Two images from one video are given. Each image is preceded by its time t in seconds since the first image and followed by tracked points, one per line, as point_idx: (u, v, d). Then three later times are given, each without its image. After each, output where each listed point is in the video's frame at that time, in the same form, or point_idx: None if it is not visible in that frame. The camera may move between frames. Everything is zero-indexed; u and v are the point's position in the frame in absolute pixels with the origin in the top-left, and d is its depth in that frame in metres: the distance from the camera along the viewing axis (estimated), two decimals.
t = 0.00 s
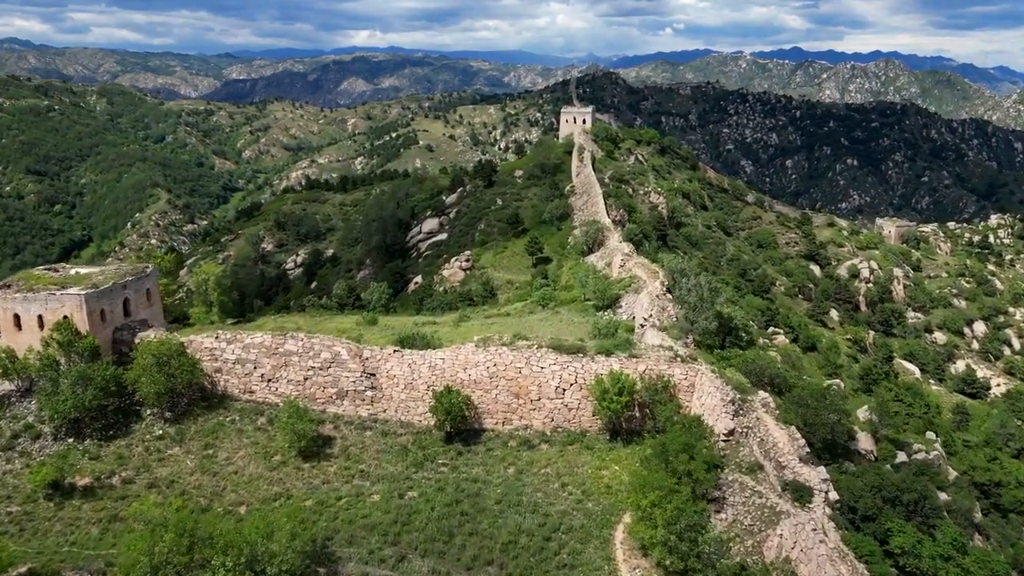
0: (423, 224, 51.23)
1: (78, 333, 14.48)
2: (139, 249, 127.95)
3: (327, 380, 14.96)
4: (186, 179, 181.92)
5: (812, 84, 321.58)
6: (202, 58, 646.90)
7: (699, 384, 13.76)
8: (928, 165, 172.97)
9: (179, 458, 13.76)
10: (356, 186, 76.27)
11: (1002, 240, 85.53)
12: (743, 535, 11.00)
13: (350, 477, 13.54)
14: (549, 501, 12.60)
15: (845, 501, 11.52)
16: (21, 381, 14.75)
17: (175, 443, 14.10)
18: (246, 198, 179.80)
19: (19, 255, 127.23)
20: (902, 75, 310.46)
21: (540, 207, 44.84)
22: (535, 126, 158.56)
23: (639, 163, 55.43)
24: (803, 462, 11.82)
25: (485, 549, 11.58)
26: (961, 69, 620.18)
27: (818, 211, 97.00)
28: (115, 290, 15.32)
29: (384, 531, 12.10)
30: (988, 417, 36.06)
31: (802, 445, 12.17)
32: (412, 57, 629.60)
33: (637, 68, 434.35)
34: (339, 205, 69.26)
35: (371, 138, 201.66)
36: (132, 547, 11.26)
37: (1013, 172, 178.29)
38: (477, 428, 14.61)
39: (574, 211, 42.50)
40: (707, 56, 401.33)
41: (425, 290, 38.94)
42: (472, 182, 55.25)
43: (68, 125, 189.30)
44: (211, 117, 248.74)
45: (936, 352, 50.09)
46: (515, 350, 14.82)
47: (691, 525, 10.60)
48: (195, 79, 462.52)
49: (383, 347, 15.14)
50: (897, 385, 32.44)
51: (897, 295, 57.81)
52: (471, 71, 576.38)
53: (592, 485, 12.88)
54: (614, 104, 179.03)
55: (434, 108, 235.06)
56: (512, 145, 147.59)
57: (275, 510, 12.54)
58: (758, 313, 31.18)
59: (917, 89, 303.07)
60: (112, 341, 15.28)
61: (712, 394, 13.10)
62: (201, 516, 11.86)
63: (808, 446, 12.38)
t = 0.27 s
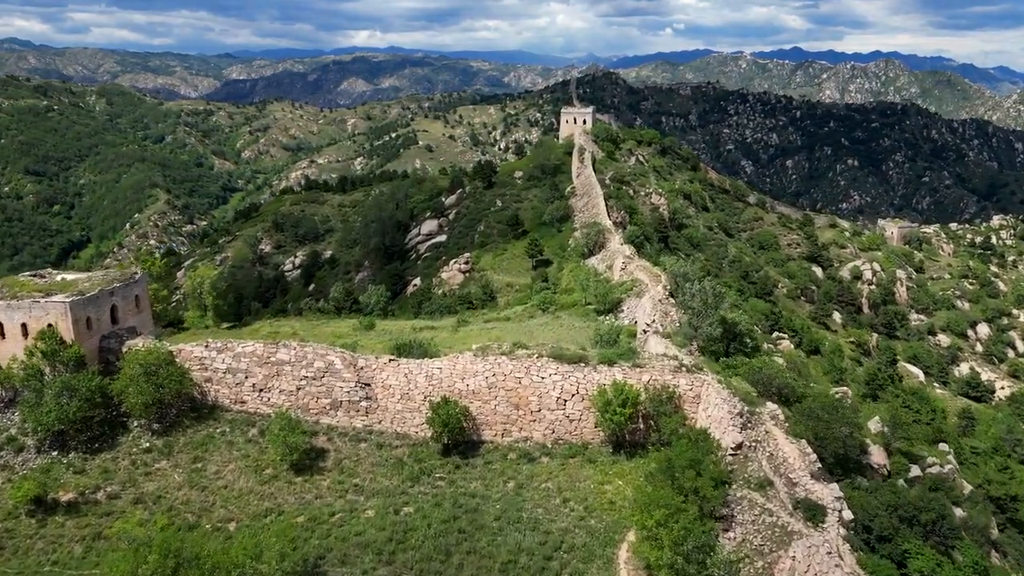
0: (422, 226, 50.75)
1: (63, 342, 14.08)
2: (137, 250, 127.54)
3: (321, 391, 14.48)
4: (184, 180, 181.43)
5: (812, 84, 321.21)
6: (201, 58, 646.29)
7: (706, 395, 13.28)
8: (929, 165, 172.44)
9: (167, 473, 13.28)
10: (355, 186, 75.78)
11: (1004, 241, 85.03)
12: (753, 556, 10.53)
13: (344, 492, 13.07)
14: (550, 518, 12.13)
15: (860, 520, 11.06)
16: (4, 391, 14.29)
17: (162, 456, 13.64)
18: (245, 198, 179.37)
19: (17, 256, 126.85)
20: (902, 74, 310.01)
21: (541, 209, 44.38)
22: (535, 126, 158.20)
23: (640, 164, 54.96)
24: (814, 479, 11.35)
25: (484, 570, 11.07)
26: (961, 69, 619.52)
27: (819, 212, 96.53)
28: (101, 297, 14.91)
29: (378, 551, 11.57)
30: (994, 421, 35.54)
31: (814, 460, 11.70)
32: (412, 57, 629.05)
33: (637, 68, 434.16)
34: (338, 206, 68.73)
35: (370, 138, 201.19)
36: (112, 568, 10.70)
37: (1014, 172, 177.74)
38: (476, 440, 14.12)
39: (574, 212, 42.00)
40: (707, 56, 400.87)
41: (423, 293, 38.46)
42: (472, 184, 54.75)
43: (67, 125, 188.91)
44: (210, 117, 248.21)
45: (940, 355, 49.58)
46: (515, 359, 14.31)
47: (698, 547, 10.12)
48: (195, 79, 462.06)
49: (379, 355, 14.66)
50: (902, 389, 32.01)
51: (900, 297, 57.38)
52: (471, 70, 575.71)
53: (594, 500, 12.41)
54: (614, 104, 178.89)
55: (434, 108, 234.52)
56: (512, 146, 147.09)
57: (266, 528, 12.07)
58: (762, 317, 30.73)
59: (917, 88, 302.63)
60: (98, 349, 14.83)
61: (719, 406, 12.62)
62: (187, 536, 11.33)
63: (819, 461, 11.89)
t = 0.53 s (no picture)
0: (420, 227, 50.28)
1: (47, 350, 13.60)
2: (136, 251, 127.08)
3: (314, 402, 14.01)
4: (184, 180, 181.03)
5: (812, 84, 321.00)
6: (201, 58, 646.19)
7: (712, 406, 12.81)
8: (930, 165, 171.96)
9: (153, 487, 12.80)
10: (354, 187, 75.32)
11: (1006, 242, 84.54)
12: None
13: (337, 507, 12.58)
14: (551, 535, 11.62)
15: (874, 539, 10.63)
16: None
17: (149, 470, 13.17)
18: (244, 199, 178.90)
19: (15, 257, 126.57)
20: (902, 75, 309.66)
21: (540, 211, 43.91)
22: (535, 126, 157.91)
23: (640, 164, 54.52)
24: (827, 496, 10.88)
25: None
26: (961, 70, 619.31)
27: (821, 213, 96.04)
28: (88, 304, 14.46)
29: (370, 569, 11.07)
30: (1000, 426, 35.04)
31: (825, 475, 11.24)
32: (412, 57, 628.84)
33: (637, 68, 434.13)
34: (336, 207, 68.21)
35: (370, 138, 200.76)
36: None
37: (1015, 172, 177.27)
38: (474, 452, 13.66)
39: (574, 214, 41.51)
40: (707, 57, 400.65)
41: (422, 296, 38.03)
42: (471, 185, 54.28)
43: (66, 125, 188.51)
44: (209, 117, 247.85)
45: (943, 357, 49.09)
46: (514, 368, 13.84)
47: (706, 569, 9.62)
48: (195, 80, 462.09)
49: (373, 364, 14.20)
50: (907, 394, 31.54)
51: (903, 299, 56.90)
52: (471, 71, 575.34)
53: (597, 516, 11.91)
54: (614, 105, 178.76)
55: (434, 108, 234.09)
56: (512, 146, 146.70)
57: (254, 546, 11.57)
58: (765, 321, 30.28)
59: (918, 89, 302.19)
60: (84, 358, 14.39)
61: (726, 419, 12.14)
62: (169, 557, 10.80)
63: (832, 476, 11.42)
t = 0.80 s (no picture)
0: (419, 229, 49.80)
1: (28, 360, 13.16)
2: (134, 252, 126.62)
3: (305, 413, 13.54)
4: (182, 180, 180.57)
5: (811, 84, 320.78)
6: (201, 58, 645.80)
7: (719, 418, 12.33)
8: (930, 165, 171.51)
9: (137, 503, 12.31)
10: (352, 188, 74.88)
11: (1008, 243, 84.04)
12: None
13: (328, 524, 12.09)
14: (551, 555, 11.12)
15: (889, 562, 10.15)
16: None
17: (133, 484, 12.68)
18: (243, 199, 178.37)
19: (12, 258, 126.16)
20: (902, 75, 309.43)
21: (540, 212, 43.40)
22: (535, 127, 157.51)
23: (641, 165, 54.05)
24: (839, 514, 10.40)
25: None
26: (960, 69, 619.11)
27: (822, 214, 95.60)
28: (71, 311, 14.06)
29: None
30: (1005, 431, 34.56)
31: (839, 493, 10.72)
32: (412, 57, 628.37)
33: (637, 68, 433.99)
34: (334, 208, 67.65)
35: (369, 138, 200.27)
36: None
37: (1015, 172, 176.84)
38: (471, 465, 13.19)
39: (574, 216, 41.02)
40: (707, 57, 400.34)
41: (420, 299, 37.58)
42: (470, 186, 53.79)
43: (64, 125, 188.10)
44: (208, 117, 247.35)
45: (946, 360, 48.62)
46: (513, 378, 13.34)
47: None
48: (194, 80, 461.76)
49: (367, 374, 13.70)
50: (912, 399, 31.05)
51: (906, 301, 56.43)
52: (470, 71, 574.86)
53: (598, 535, 11.40)
54: (613, 105, 178.52)
55: (433, 108, 233.61)
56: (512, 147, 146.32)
57: (242, 566, 11.09)
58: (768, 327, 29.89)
59: (917, 89, 301.88)
60: (67, 367, 13.95)
61: (733, 432, 11.68)
62: None
63: (844, 494, 10.95)
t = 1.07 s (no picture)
0: (416, 230, 49.27)
1: (7, 371, 12.68)
2: (132, 253, 126.05)
3: (294, 426, 13.05)
4: (180, 181, 179.98)
5: (810, 84, 320.76)
6: (199, 58, 644.82)
7: (724, 431, 11.87)
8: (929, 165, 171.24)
9: (119, 521, 11.83)
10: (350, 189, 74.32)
11: (1009, 244, 83.65)
12: None
13: (317, 542, 11.61)
14: None
15: None
16: None
17: (115, 501, 12.19)
18: (241, 199, 177.73)
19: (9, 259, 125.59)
20: (900, 75, 309.56)
21: (539, 213, 42.95)
22: (534, 127, 157.15)
23: (640, 166, 53.60)
24: (853, 535, 9.93)
25: None
26: (958, 70, 619.71)
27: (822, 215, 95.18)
28: (53, 320, 13.58)
29: None
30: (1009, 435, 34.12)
31: (851, 514, 10.26)
32: (411, 57, 627.86)
33: (636, 68, 433.90)
34: (332, 209, 67.12)
35: (368, 139, 199.78)
36: None
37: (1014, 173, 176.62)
38: (468, 480, 12.70)
39: (573, 217, 40.58)
40: (706, 57, 400.16)
41: (417, 302, 37.09)
42: (469, 187, 53.30)
43: (62, 125, 187.50)
44: (206, 118, 246.59)
45: (948, 363, 48.20)
46: (510, 390, 12.85)
47: None
48: (192, 80, 461.14)
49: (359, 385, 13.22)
50: (917, 404, 30.58)
51: (907, 303, 56.01)
52: (469, 71, 574.47)
53: (600, 555, 10.93)
54: (612, 105, 178.42)
55: (432, 108, 233.07)
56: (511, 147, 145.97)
57: None
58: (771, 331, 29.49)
59: (916, 89, 301.90)
60: (49, 377, 13.48)
61: (738, 447, 11.22)
62: None
63: (855, 512, 10.49)
